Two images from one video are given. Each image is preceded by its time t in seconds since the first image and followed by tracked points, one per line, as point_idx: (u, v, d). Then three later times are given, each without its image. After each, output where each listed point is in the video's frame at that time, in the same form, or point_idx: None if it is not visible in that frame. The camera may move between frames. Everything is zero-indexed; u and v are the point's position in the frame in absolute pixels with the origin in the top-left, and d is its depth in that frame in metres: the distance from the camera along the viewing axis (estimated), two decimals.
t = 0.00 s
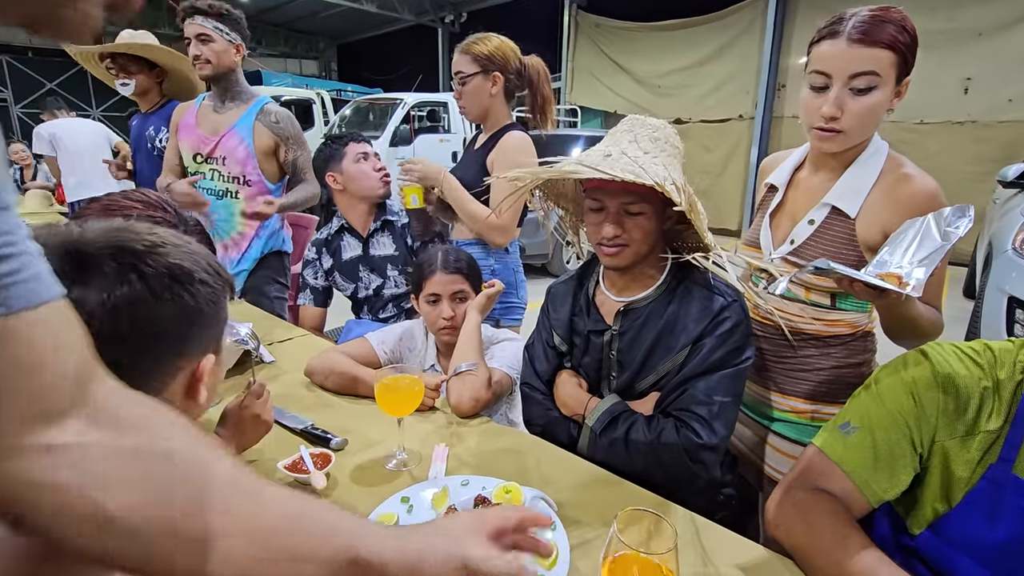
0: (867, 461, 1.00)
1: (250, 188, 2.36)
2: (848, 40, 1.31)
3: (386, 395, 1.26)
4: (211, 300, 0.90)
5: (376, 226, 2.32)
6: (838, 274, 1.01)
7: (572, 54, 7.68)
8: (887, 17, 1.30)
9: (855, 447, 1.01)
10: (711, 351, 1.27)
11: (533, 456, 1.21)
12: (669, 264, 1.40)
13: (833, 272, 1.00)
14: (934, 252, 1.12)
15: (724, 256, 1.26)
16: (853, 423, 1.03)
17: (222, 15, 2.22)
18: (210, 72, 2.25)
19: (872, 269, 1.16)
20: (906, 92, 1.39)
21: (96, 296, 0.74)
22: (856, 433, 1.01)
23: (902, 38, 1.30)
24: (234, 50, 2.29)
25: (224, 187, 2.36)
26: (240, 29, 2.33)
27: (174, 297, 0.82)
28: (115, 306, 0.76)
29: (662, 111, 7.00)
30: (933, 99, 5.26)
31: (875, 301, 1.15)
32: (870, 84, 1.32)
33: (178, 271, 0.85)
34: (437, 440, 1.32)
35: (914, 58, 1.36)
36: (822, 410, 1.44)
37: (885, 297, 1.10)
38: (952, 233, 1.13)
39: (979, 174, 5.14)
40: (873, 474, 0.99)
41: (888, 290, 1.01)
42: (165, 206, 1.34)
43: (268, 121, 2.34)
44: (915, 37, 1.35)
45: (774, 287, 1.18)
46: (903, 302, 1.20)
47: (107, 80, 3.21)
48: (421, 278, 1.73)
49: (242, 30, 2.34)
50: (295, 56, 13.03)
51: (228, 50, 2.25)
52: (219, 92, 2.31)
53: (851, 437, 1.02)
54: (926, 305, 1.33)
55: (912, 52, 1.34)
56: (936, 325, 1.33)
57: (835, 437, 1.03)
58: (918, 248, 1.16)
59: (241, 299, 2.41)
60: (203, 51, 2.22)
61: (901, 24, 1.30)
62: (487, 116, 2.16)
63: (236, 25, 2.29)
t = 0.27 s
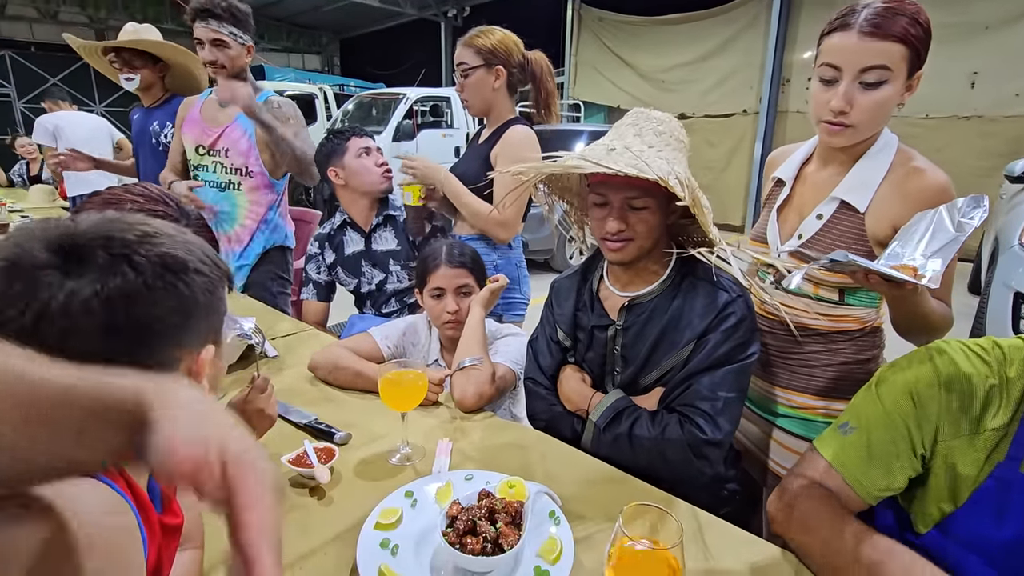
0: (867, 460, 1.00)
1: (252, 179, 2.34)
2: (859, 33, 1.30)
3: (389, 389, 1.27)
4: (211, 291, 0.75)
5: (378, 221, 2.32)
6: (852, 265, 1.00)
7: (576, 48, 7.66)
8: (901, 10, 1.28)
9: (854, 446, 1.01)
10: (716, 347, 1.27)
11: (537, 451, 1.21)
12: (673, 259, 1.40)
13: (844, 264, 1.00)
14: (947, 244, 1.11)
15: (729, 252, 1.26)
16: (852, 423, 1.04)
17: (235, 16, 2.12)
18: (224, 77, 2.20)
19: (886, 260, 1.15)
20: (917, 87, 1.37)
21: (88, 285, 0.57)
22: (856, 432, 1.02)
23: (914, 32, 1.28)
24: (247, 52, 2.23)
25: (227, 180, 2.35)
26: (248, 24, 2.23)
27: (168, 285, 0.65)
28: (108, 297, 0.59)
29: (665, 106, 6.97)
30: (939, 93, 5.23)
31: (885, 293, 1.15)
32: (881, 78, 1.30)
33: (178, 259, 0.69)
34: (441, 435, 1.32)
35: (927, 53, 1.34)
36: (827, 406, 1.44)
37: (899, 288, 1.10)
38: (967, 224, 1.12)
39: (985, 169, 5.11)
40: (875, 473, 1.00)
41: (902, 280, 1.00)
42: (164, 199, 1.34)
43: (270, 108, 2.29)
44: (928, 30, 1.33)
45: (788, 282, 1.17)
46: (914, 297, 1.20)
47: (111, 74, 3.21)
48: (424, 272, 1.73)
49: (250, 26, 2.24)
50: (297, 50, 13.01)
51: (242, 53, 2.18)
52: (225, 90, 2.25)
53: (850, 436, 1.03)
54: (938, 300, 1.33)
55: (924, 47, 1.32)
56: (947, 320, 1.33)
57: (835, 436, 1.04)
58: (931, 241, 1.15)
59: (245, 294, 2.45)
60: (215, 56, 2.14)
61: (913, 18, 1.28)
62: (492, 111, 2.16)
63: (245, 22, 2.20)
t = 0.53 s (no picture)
0: (873, 462, 1.01)
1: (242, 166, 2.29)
2: (874, 27, 1.28)
3: (396, 384, 1.27)
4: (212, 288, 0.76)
5: (383, 217, 2.32)
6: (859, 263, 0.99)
7: (581, 42, 7.61)
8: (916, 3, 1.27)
9: (859, 449, 1.02)
10: (723, 344, 1.27)
11: (543, 446, 1.21)
12: (680, 255, 1.39)
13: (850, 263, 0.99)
14: (956, 243, 1.11)
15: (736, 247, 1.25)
16: (857, 425, 1.04)
17: (238, 16, 2.19)
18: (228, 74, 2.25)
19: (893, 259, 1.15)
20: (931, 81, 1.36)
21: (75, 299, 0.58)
22: (860, 435, 1.03)
23: (930, 26, 1.27)
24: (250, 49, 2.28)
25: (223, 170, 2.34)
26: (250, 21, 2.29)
27: (161, 286, 0.67)
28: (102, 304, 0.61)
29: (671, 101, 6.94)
30: (948, 88, 5.19)
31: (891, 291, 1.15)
32: (894, 73, 1.29)
33: (176, 259, 0.69)
34: (446, 430, 1.32)
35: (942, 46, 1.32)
36: (834, 403, 1.43)
37: (907, 287, 1.09)
38: (976, 223, 1.11)
39: (994, 165, 5.07)
40: (881, 475, 1.00)
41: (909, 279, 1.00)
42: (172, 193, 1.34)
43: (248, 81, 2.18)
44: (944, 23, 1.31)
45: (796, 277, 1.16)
46: (920, 295, 1.20)
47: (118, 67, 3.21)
48: (430, 267, 1.74)
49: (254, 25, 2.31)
50: (302, 45, 12.98)
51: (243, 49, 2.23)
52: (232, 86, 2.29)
53: (854, 438, 1.03)
54: (945, 299, 1.32)
55: (939, 41, 1.31)
56: (953, 319, 1.32)
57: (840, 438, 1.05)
58: (940, 240, 1.15)
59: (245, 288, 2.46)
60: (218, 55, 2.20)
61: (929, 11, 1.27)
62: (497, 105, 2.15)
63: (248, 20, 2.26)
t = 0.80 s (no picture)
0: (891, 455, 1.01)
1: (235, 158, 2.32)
2: (889, 20, 1.27)
3: (404, 377, 1.27)
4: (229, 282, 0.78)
5: (391, 212, 2.32)
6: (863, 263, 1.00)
7: (587, 36, 7.52)
8: None
9: (877, 441, 1.02)
10: (733, 340, 1.26)
11: (551, 441, 1.22)
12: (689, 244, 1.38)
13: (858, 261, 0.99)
14: (968, 242, 1.10)
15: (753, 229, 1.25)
16: (873, 418, 1.05)
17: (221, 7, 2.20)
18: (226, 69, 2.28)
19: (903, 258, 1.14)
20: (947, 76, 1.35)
21: (87, 284, 0.65)
22: (877, 427, 1.03)
23: (948, 20, 1.25)
24: (245, 40, 2.29)
25: (222, 163, 2.38)
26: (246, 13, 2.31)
27: (179, 278, 0.71)
28: (118, 293, 0.66)
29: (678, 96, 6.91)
30: (958, 83, 5.14)
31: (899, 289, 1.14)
32: (909, 68, 1.27)
33: (191, 251, 0.73)
34: (454, 424, 1.33)
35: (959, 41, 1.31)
36: (843, 399, 1.43)
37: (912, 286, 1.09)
38: (988, 222, 1.11)
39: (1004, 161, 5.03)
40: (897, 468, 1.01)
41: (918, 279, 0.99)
42: (179, 185, 1.35)
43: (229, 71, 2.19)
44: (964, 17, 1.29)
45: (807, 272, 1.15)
46: (931, 293, 1.20)
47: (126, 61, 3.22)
48: (440, 257, 1.75)
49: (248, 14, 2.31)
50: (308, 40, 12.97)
51: (237, 42, 2.25)
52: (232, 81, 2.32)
53: (870, 431, 1.04)
54: (955, 297, 1.32)
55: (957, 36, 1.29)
56: (962, 317, 1.31)
57: (856, 431, 1.05)
58: (953, 238, 1.14)
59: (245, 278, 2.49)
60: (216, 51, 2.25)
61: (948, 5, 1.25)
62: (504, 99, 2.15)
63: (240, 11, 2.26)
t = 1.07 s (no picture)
0: (895, 443, 0.99)
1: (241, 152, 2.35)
2: (909, 10, 1.25)
3: (416, 369, 1.28)
4: (219, 271, 0.75)
5: (401, 207, 2.32)
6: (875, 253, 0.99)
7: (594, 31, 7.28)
8: None
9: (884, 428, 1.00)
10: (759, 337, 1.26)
11: (561, 434, 1.22)
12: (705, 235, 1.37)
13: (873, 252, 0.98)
14: (985, 234, 1.09)
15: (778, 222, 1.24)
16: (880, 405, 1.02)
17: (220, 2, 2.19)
18: (231, 65, 2.30)
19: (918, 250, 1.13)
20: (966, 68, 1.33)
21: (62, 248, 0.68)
22: (884, 413, 1.01)
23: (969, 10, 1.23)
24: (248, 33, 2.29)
25: (229, 157, 2.40)
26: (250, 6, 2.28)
27: (149, 254, 0.70)
28: (85, 258, 0.68)
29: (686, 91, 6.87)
30: (972, 77, 5.08)
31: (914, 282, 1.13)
32: (927, 59, 1.26)
33: (177, 231, 0.72)
34: (464, 416, 1.33)
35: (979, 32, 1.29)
36: (855, 395, 1.43)
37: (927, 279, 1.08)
38: (1004, 215, 1.10)
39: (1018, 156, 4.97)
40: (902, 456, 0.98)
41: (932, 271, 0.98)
42: (193, 177, 1.36)
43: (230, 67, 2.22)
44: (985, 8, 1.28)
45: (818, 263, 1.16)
46: (946, 287, 1.19)
47: (138, 56, 3.24)
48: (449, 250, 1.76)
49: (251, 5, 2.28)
50: (316, 35, 12.97)
51: (239, 36, 2.26)
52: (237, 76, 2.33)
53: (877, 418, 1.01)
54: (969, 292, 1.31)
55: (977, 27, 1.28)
56: (976, 312, 1.31)
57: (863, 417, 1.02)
58: (970, 232, 1.13)
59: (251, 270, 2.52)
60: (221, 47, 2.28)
61: None
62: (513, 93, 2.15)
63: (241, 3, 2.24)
